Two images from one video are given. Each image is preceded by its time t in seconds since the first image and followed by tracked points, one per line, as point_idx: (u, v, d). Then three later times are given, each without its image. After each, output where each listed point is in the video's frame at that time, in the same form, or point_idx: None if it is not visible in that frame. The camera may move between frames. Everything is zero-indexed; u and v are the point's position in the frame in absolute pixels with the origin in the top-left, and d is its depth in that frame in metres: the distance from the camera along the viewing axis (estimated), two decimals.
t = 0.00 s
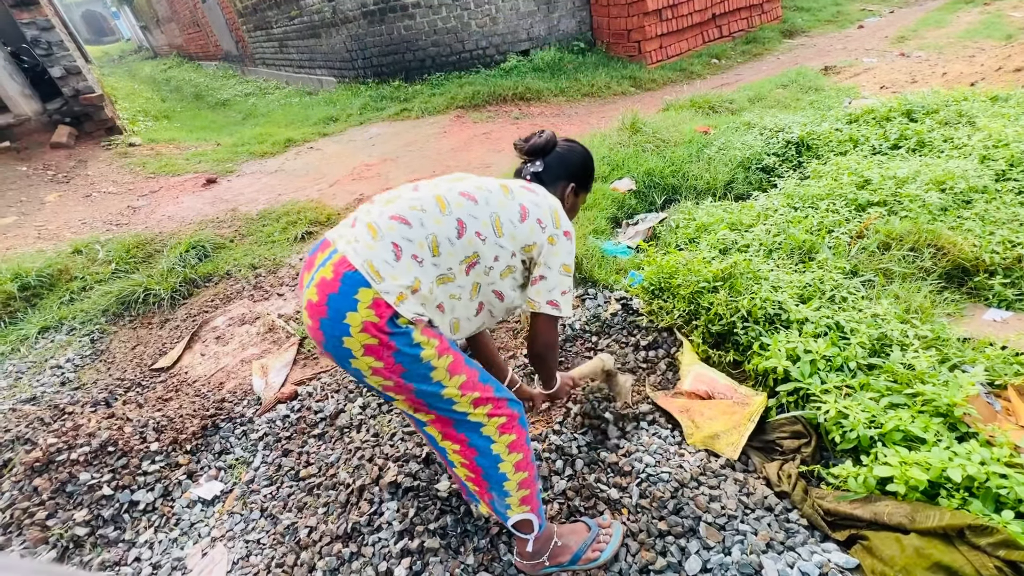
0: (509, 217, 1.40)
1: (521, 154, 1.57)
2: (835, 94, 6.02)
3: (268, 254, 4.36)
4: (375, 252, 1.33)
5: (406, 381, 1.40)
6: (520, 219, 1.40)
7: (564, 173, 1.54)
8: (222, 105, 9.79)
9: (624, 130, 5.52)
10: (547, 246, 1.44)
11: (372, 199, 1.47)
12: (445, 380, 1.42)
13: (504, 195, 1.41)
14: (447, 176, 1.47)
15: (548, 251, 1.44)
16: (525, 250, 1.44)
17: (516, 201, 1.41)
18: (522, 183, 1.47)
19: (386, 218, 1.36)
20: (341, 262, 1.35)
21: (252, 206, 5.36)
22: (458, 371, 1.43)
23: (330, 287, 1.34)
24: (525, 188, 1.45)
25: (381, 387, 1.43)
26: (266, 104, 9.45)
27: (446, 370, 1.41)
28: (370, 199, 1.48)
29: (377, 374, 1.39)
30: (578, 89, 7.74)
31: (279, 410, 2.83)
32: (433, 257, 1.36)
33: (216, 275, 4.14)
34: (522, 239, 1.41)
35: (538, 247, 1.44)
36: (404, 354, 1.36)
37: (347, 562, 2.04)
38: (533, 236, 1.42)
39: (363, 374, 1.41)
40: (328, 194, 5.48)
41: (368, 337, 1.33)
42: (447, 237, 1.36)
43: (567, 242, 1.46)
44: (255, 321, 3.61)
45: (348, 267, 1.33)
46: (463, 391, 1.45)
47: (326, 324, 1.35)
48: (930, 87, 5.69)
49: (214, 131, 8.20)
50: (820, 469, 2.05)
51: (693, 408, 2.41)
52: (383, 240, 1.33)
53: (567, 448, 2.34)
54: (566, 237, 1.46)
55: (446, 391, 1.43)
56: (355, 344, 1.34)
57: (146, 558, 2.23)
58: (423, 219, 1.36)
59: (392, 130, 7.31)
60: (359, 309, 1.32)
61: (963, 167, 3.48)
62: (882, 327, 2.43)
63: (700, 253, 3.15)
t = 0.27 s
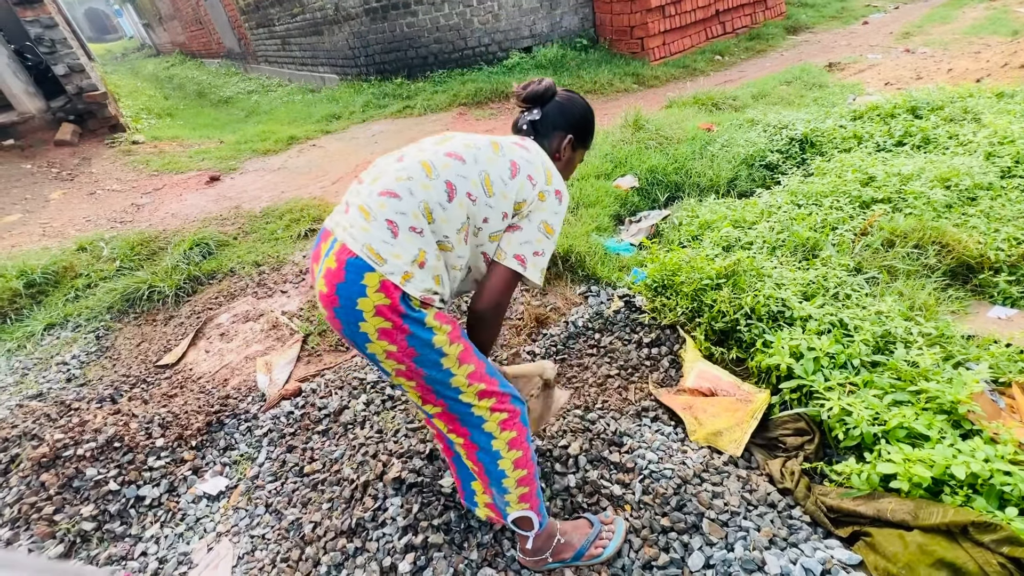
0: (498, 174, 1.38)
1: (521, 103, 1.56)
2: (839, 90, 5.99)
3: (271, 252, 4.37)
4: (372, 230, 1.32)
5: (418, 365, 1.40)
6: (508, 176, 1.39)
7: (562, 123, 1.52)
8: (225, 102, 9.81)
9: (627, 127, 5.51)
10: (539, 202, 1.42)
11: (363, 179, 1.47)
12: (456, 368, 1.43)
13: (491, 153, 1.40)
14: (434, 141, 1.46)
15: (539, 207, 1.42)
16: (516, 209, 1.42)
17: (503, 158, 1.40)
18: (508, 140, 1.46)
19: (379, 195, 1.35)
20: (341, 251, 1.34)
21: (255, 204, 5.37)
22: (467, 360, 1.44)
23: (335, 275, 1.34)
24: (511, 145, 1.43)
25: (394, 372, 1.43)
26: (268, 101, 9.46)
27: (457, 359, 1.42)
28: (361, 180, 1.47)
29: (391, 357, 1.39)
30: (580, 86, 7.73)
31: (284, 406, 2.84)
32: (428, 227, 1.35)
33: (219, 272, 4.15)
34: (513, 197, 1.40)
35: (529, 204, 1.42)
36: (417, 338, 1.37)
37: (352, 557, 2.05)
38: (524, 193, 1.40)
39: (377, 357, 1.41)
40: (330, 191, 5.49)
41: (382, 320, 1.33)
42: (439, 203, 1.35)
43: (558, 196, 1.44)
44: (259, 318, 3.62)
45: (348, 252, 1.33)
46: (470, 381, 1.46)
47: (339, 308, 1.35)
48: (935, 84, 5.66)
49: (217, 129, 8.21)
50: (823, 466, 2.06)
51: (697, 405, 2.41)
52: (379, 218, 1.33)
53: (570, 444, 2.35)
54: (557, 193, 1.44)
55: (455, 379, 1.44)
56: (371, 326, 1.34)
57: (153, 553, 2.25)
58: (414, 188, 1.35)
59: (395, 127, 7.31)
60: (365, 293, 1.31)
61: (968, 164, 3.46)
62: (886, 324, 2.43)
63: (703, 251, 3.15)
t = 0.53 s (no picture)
0: (504, 193, 1.37)
1: (538, 125, 1.56)
2: (842, 86, 5.97)
3: (274, 249, 4.38)
4: (372, 239, 1.32)
5: (414, 372, 1.41)
6: (515, 196, 1.38)
7: (577, 149, 1.52)
8: (227, 101, 9.82)
9: (629, 124, 5.50)
10: (547, 223, 1.40)
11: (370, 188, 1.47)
12: (453, 373, 1.43)
13: (498, 172, 1.39)
14: (443, 156, 1.46)
15: (547, 230, 1.40)
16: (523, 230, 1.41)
17: (510, 177, 1.39)
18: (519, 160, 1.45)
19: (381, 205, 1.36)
20: (340, 256, 1.35)
21: (258, 202, 5.38)
22: (465, 365, 1.44)
23: (332, 280, 1.35)
24: (520, 164, 1.42)
25: (390, 379, 1.44)
26: (270, 99, 9.46)
27: (454, 364, 1.42)
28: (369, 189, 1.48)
29: (387, 366, 1.40)
30: (582, 82, 7.71)
31: (287, 403, 2.85)
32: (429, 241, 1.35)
33: (222, 270, 4.16)
34: (519, 217, 1.39)
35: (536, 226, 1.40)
36: (412, 346, 1.37)
37: (356, 552, 2.06)
38: (530, 214, 1.39)
39: (373, 365, 1.42)
40: (332, 189, 5.50)
41: (374, 329, 1.34)
42: (442, 218, 1.35)
43: (569, 218, 1.41)
44: (262, 316, 3.63)
45: (347, 259, 1.34)
46: (470, 385, 1.46)
47: (332, 316, 1.36)
48: (939, 79, 5.63)
49: (219, 127, 8.23)
50: (825, 462, 2.06)
51: (699, 401, 2.41)
52: (380, 227, 1.33)
53: (573, 440, 2.35)
54: (569, 215, 1.41)
55: (452, 384, 1.44)
56: (364, 336, 1.36)
57: (158, 548, 2.26)
58: (417, 201, 1.35)
59: (396, 125, 7.31)
60: (360, 300, 1.32)
61: (972, 160, 3.45)
62: (889, 320, 2.42)
63: (705, 247, 3.15)
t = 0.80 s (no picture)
0: (529, 229, 1.42)
1: (554, 170, 1.62)
2: (844, 82, 5.95)
3: (276, 248, 4.39)
4: (397, 257, 1.34)
5: (423, 380, 1.41)
6: (539, 232, 1.43)
7: (594, 193, 1.59)
8: (228, 100, 9.83)
9: (630, 121, 5.50)
10: (566, 260, 1.45)
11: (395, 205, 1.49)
12: (462, 379, 1.42)
13: (525, 208, 1.43)
14: (471, 185, 1.49)
15: (566, 267, 1.45)
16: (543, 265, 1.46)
17: (536, 215, 1.44)
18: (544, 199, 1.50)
19: (408, 225, 1.37)
20: (361, 267, 1.35)
21: (260, 201, 5.39)
22: (475, 370, 1.43)
23: (350, 289, 1.35)
24: (545, 202, 1.48)
25: (399, 386, 1.45)
26: (271, 98, 9.47)
27: (463, 370, 1.42)
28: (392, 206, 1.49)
29: (396, 375, 1.41)
30: (583, 80, 7.70)
31: (290, 401, 2.86)
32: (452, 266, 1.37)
33: (225, 269, 4.18)
34: (541, 253, 1.43)
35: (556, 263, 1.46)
36: (420, 355, 1.37)
37: (358, 548, 2.07)
38: (551, 250, 1.44)
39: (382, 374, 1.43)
40: (334, 188, 5.51)
41: (384, 340, 1.35)
42: (467, 245, 1.38)
43: (585, 257, 1.48)
44: (264, 314, 3.65)
45: (369, 271, 1.34)
46: (480, 389, 1.45)
47: (345, 325, 1.37)
48: (941, 75, 5.61)
49: (221, 126, 8.23)
50: (826, 458, 2.06)
51: (701, 397, 2.42)
52: (406, 246, 1.35)
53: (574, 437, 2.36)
54: (585, 253, 1.47)
55: (461, 390, 1.44)
56: (374, 347, 1.36)
57: (163, 545, 2.27)
58: (445, 227, 1.37)
59: (397, 124, 7.31)
60: (378, 312, 1.33)
61: (974, 155, 3.44)
62: (890, 316, 2.42)
63: (706, 244, 3.15)
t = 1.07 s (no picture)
0: (520, 200, 1.43)
1: (552, 137, 1.62)
2: (846, 79, 5.94)
3: (277, 246, 4.40)
4: (392, 232, 1.34)
5: (419, 361, 1.41)
6: (530, 203, 1.44)
7: (590, 162, 1.59)
8: (230, 99, 9.84)
9: (631, 118, 5.49)
10: (557, 229, 1.47)
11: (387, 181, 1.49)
12: (458, 362, 1.43)
13: (515, 179, 1.45)
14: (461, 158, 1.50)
15: (556, 237, 1.47)
16: (534, 236, 1.47)
17: (527, 185, 1.45)
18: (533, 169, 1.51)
19: (401, 199, 1.38)
20: (358, 244, 1.36)
21: (261, 199, 5.39)
22: (471, 354, 1.44)
23: (348, 267, 1.35)
24: (535, 172, 1.49)
25: (395, 367, 1.44)
26: (272, 97, 9.48)
27: (459, 353, 1.43)
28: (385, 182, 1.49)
29: (394, 353, 1.41)
30: (584, 77, 7.69)
31: (291, 398, 2.87)
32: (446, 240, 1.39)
33: (227, 267, 4.19)
34: (533, 224, 1.45)
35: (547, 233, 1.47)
36: (419, 334, 1.37)
37: (360, 544, 2.08)
38: (542, 220, 1.45)
39: (379, 353, 1.42)
40: (335, 186, 5.51)
41: (385, 316, 1.35)
42: (460, 218, 1.39)
43: (575, 226, 1.50)
44: (266, 312, 3.65)
45: (364, 248, 1.35)
46: (475, 374, 1.46)
47: (345, 302, 1.37)
48: (944, 71, 5.59)
49: (222, 125, 8.24)
50: (827, 454, 2.06)
51: (701, 394, 2.42)
52: (400, 220, 1.35)
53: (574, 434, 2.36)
54: (575, 223, 1.50)
55: (457, 373, 1.44)
56: (373, 322, 1.36)
57: (166, 541, 2.29)
58: (438, 200, 1.38)
59: (398, 122, 7.31)
60: (376, 288, 1.33)
61: (976, 152, 3.43)
62: (891, 312, 2.42)
63: (707, 241, 3.15)
